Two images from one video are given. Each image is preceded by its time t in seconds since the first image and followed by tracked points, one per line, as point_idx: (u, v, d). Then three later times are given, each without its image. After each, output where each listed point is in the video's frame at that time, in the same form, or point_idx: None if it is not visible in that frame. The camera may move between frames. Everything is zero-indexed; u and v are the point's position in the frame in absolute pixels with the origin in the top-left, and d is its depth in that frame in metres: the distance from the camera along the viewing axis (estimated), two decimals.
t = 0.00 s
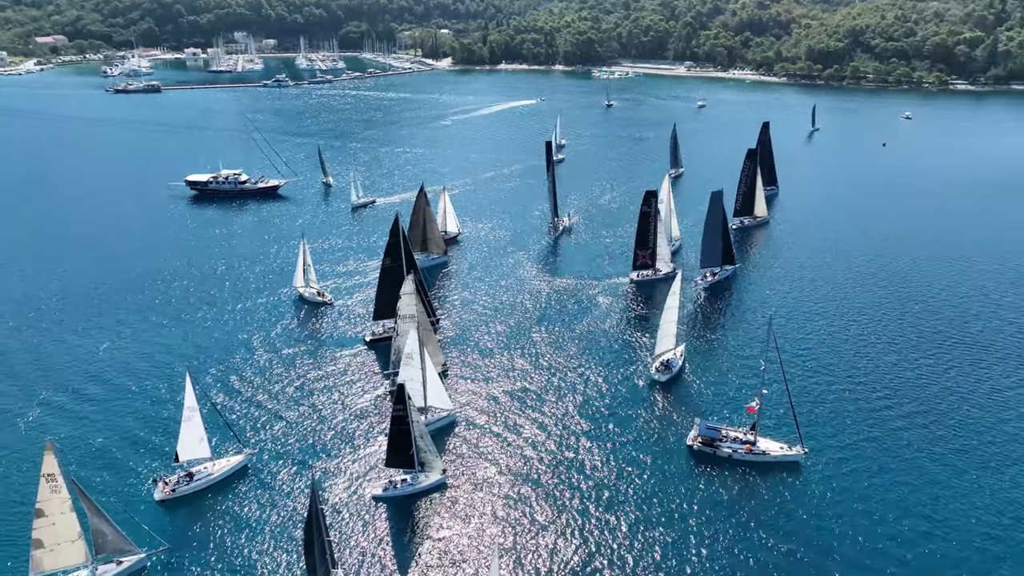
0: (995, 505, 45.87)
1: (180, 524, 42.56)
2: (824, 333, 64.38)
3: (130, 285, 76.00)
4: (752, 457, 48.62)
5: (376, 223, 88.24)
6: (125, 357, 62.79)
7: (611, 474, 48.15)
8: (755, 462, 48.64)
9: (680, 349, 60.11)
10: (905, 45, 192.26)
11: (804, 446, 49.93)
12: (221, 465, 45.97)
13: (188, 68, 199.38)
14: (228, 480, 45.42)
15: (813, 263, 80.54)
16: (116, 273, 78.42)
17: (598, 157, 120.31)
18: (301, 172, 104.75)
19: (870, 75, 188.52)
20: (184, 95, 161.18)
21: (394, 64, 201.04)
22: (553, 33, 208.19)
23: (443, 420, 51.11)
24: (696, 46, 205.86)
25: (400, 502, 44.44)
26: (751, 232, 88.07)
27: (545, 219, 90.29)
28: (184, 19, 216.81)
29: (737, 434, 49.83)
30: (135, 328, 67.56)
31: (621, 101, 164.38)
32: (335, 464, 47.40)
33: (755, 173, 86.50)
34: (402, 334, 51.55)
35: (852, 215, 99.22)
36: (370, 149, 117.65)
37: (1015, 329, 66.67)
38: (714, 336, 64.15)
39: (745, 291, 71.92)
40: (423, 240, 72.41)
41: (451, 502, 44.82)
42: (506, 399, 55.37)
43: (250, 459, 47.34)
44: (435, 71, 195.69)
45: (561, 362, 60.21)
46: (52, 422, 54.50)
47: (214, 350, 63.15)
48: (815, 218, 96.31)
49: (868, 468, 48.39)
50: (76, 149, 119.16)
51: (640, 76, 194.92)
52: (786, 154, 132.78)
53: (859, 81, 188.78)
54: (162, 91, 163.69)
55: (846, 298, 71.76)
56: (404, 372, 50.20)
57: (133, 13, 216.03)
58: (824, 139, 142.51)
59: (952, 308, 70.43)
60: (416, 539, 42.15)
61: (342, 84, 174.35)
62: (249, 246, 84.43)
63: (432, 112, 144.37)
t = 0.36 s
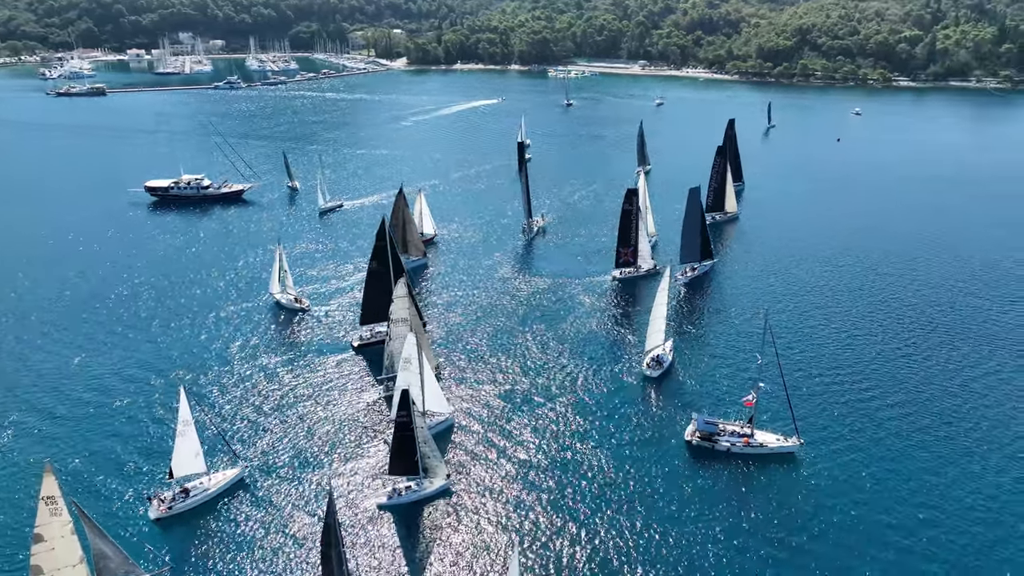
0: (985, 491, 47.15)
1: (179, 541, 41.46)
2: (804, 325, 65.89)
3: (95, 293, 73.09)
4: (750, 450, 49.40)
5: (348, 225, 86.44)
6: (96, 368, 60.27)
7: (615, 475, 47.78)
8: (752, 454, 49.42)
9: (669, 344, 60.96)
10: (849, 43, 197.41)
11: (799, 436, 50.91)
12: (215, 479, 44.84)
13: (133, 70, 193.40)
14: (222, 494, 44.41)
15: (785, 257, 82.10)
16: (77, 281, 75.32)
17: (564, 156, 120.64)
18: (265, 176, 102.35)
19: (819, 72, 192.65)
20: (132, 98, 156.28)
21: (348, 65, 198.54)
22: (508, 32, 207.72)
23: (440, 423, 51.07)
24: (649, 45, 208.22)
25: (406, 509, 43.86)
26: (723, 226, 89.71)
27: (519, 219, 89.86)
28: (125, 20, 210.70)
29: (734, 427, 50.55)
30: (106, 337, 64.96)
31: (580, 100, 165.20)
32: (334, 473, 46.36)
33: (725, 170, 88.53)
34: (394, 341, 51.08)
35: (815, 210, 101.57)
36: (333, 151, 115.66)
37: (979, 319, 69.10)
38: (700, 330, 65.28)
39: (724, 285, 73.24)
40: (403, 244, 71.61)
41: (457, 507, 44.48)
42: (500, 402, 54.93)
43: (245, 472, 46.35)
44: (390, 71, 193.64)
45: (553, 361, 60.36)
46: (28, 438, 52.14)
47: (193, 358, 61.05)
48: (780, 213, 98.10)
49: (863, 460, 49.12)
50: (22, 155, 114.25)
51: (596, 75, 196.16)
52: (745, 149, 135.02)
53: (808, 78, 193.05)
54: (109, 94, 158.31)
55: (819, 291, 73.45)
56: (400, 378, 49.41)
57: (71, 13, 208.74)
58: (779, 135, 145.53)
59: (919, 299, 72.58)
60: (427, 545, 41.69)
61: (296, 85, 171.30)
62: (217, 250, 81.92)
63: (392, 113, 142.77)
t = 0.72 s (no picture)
0: (974, 481, 49.25)
1: (181, 559, 40.27)
2: (784, 318, 67.51)
3: (61, 300, 69.86)
4: (747, 442, 51.35)
5: (322, 228, 84.73)
6: (67, 375, 57.55)
7: (623, 480, 48.44)
8: (749, 446, 51.28)
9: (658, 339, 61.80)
10: (799, 41, 201.60)
11: (794, 428, 53.08)
12: (214, 493, 43.65)
13: (77, 72, 186.80)
14: (222, 509, 43.22)
15: (758, 251, 83.69)
16: (39, 289, 72.12)
17: (532, 155, 120.80)
18: (230, 180, 99.96)
19: (771, 70, 196.12)
20: (79, 101, 150.92)
21: (303, 66, 195.13)
22: (465, 32, 206.73)
23: (440, 427, 51.33)
24: (606, 45, 209.66)
25: (412, 516, 43.76)
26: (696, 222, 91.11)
27: (494, 219, 89.50)
28: (66, 21, 203.85)
29: (732, 421, 52.37)
30: (77, 345, 62.03)
31: (541, 100, 165.68)
32: (337, 483, 45.45)
33: (697, 167, 90.06)
34: (390, 347, 50.98)
35: (781, 204, 103.77)
36: (299, 154, 113.47)
37: (946, 307, 71.64)
38: (685, 323, 66.25)
39: (704, 279, 74.39)
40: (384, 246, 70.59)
41: (463, 512, 44.52)
42: (498, 406, 54.95)
43: (244, 483, 45.29)
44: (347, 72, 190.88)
45: (544, 359, 60.61)
46: (1, 452, 49.22)
47: (175, 363, 58.83)
48: (748, 209, 99.86)
49: (856, 455, 51.14)
50: None
51: (554, 74, 196.77)
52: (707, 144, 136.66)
53: (762, 76, 196.32)
54: (54, 97, 152.42)
55: (795, 283, 75.15)
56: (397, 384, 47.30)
57: (7, 13, 200.47)
58: (739, 131, 148.07)
59: (888, 290, 74.83)
60: (438, 552, 41.73)
61: (252, 87, 167.83)
62: (186, 254, 79.36)
63: (355, 114, 140.93)
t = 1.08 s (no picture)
0: (966, 468, 50.25)
1: None
2: (766, 311, 68.29)
3: (22, 313, 66.49)
4: (746, 435, 51.69)
5: (294, 231, 82.78)
6: (39, 392, 54.92)
7: (628, 480, 48.03)
8: (746, 439, 51.77)
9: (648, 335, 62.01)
10: (751, 40, 204.97)
11: (790, 420, 53.71)
12: (216, 508, 41.97)
13: (17, 74, 179.48)
14: (225, 524, 41.59)
15: (733, 246, 84.55)
16: None
17: (499, 155, 120.24)
18: (193, 184, 96.96)
19: (726, 68, 198.66)
20: (23, 105, 144.89)
21: (256, 67, 190.76)
22: (421, 32, 204.83)
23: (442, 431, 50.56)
24: (562, 44, 210.03)
25: (422, 523, 42.91)
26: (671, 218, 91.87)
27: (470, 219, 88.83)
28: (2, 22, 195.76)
29: (729, 414, 52.72)
30: (44, 360, 58.89)
31: (502, 99, 165.18)
32: (341, 493, 43.97)
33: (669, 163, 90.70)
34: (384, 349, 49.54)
35: (749, 200, 105.15)
36: (261, 157, 110.49)
37: (918, 297, 73.35)
38: (671, 318, 66.52)
39: (685, 274, 74.90)
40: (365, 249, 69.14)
41: (472, 516, 43.75)
42: (494, 409, 54.02)
43: (244, 496, 43.70)
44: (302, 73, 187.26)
45: (536, 358, 60.21)
46: None
47: (152, 376, 56.25)
48: (718, 205, 100.82)
49: (848, 445, 51.87)
50: None
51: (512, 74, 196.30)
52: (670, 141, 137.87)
53: (716, 74, 198.79)
54: None
55: (772, 277, 76.10)
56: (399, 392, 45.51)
57: None
58: (699, 128, 149.79)
59: (862, 282, 76.30)
60: (450, 558, 40.95)
61: (204, 88, 163.43)
62: (153, 261, 76.55)
63: (315, 115, 138.32)
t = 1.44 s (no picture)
0: (958, 454, 51.11)
1: None
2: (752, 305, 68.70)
3: None
4: (745, 428, 51.80)
5: (269, 236, 80.60)
6: (14, 410, 52.31)
7: (634, 480, 47.57)
8: (745, 433, 51.87)
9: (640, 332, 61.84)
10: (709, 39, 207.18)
11: (787, 412, 54.06)
12: (221, 520, 40.45)
13: None
14: (233, 537, 40.15)
15: (713, 242, 84.95)
16: None
17: (470, 155, 119.29)
18: (159, 190, 93.87)
19: (686, 67, 200.06)
20: None
21: (212, 68, 186.21)
22: (381, 32, 202.32)
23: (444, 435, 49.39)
24: (524, 43, 209.66)
25: (435, 528, 42.04)
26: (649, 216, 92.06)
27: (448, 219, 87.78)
28: None
29: (728, 408, 52.73)
30: (17, 376, 56.16)
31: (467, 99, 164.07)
32: (349, 502, 42.65)
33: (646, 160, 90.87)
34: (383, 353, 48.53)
35: (722, 196, 105.96)
36: (227, 160, 107.56)
37: (896, 288, 74.66)
38: (661, 314, 66.50)
39: (669, 271, 75.02)
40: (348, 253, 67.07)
41: (484, 520, 42.95)
42: (493, 412, 53.13)
43: (247, 506, 42.17)
44: (260, 74, 183.42)
45: (531, 358, 59.56)
46: None
47: (134, 389, 53.97)
48: (694, 202, 101.32)
49: (845, 435, 52.33)
50: None
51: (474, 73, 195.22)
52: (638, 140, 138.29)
53: (677, 73, 200.37)
54: None
55: (755, 272, 76.67)
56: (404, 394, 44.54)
57: None
58: (666, 127, 150.64)
59: (841, 275, 77.36)
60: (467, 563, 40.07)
61: (160, 90, 158.82)
62: (124, 270, 73.72)
63: (279, 117, 135.48)
